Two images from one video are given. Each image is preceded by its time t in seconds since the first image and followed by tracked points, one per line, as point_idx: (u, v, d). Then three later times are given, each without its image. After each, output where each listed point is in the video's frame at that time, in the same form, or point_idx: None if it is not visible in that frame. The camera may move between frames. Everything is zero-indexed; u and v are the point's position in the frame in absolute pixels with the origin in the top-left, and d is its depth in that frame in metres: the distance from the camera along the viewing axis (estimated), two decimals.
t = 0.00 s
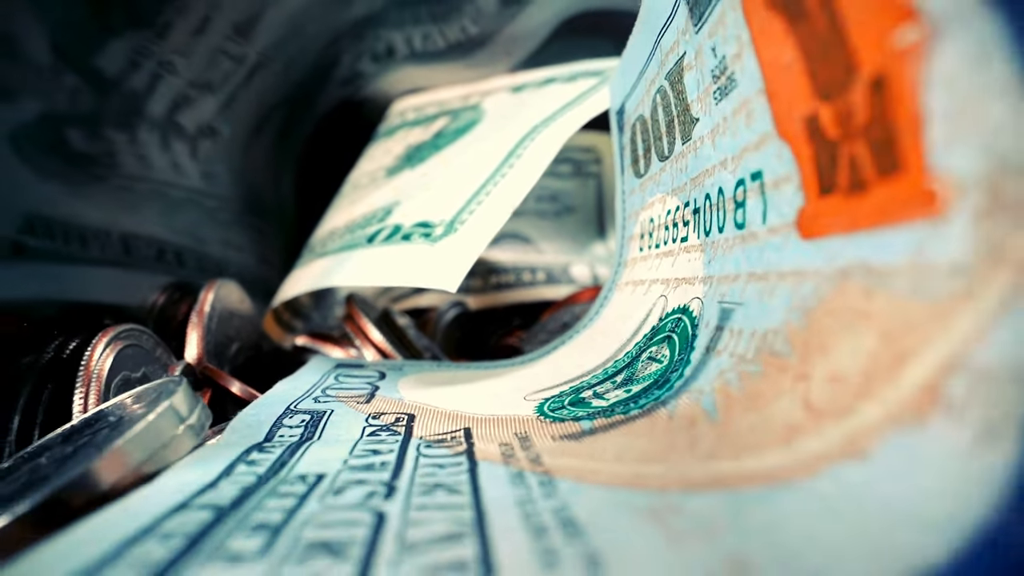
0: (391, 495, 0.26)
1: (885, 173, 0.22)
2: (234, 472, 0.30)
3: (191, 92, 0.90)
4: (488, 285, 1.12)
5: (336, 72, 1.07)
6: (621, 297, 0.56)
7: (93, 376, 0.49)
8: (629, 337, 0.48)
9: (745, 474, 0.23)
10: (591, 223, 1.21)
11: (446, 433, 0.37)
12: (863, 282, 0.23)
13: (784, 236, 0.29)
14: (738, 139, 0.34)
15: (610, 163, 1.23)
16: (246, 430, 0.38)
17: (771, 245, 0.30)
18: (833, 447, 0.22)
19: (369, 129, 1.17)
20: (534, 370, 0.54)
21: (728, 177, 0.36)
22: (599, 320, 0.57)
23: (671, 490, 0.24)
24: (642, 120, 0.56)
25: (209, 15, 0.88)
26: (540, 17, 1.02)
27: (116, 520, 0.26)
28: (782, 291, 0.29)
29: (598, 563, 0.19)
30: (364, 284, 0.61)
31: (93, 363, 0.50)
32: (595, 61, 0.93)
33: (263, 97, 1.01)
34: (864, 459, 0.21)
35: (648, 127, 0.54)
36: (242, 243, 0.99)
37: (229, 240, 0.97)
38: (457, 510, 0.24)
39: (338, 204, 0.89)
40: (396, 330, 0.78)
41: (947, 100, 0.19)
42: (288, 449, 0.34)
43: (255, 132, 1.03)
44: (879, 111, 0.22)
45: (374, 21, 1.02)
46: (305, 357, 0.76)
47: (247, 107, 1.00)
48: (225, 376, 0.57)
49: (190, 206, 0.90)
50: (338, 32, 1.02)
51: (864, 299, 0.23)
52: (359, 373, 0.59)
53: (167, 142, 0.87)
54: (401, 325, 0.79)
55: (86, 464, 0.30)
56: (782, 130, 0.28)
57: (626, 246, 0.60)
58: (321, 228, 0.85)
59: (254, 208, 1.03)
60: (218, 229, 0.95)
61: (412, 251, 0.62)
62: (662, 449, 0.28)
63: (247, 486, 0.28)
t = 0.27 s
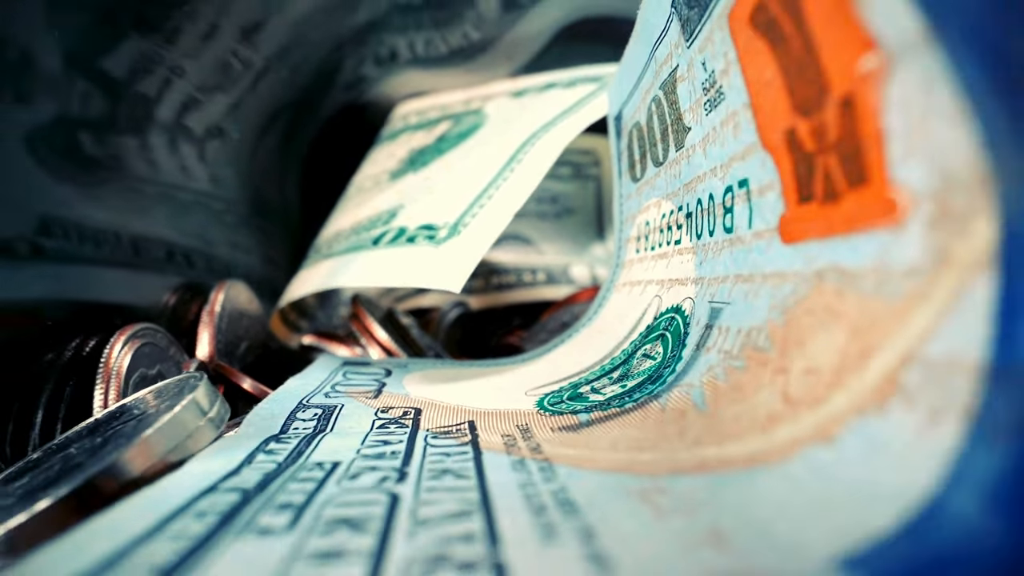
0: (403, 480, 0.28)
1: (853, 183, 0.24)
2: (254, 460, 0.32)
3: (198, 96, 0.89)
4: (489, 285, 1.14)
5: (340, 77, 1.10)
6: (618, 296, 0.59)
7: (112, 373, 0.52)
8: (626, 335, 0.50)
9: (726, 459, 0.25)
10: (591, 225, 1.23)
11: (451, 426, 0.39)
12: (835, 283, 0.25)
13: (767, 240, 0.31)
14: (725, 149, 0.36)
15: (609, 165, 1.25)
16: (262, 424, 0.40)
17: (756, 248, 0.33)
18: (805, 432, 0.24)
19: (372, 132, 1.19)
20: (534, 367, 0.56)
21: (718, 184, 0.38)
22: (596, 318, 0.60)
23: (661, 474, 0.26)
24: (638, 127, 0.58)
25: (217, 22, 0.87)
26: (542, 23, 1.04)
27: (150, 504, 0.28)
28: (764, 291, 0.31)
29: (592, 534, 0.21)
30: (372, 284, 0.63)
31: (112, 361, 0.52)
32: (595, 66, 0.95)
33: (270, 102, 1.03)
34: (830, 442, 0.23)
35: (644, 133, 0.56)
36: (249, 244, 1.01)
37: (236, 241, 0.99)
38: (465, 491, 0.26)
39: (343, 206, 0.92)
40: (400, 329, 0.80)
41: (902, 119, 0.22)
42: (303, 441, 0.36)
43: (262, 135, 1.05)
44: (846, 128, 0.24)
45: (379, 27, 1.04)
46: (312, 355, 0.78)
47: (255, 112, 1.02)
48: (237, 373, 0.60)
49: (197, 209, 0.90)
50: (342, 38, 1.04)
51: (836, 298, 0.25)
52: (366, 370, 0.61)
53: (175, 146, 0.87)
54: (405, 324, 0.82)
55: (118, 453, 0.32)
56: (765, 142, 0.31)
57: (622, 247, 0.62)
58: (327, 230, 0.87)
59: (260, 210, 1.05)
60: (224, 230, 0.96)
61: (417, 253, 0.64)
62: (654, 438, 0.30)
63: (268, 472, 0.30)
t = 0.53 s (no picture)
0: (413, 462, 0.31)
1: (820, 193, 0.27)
2: (275, 446, 0.35)
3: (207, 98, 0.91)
4: (490, 285, 1.17)
5: (344, 82, 1.12)
6: (614, 295, 0.61)
7: (134, 368, 0.54)
8: (620, 332, 0.53)
9: (705, 441, 0.28)
10: (590, 226, 1.26)
11: (456, 416, 0.42)
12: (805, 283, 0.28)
13: (748, 243, 0.34)
14: (711, 158, 0.39)
15: (607, 168, 1.28)
16: (279, 414, 0.42)
17: (738, 250, 0.35)
18: (777, 414, 0.27)
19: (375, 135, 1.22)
20: (533, 363, 0.59)
21: (705, 190, 0.41)
22: (593, 317, 0.62)
23: (647, 454, 0.28)
24: (633, 134, 0.60)
25: (226, 29, 0.89)
26: (542, 30, 1.07)
27: (184, 480, 0.31)
28: (745, 290, 0.34)
29: (585, 503, 0.24)
30: (379, 284, 0.66)
31: (134, 356, 0.55)
32: (593, 73, 0.98)
33: (277, 107, 1.06)
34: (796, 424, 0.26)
35: (638, 140, 0.59)
36: (256, 245, 1.04)
37: (243, 242, 1.01)
38: (471, 469, 0.29)
39: (349, 208, 0.94)
40: (405, 327, 0.83)
41: (857, 136, 0.24)
42: (319, 429, 0.39)
43: (268, 139, 1.07)
44: (813, 144, 0.26)
45: (382, 33, 1.07)
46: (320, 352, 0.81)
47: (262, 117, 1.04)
48: (250, 368, 0.62)
49: (205, 210, 0.92)
50: (347, 44, 1.07)
51: (805, 296, 0.28)
52: (373, 366, 0.64)
53: (184, 149, 0.88)
54: (409, 322, 0.84)
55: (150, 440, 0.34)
56: (746, 153, 0.33)
57: (618, 248, 0.65)
58: (332, 231, 0.90)
59: (267, 212, 1.08)
60: (232, 232, 0.98)
61: (422, 254, 0.67)
62: (643, 425, 0.33)
63: (290, 455, 0.33)
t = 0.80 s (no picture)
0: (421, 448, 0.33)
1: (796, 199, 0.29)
2: (290, 434, 0.38)
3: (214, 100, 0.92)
4: (491, 284, 1.19)
5: (348, 86, 1.15)
6: (611, 294, 0.64)
7: (151, 363, 0.57)
8: (616, 329, 0.55)
9: (691, 427, 0.30)
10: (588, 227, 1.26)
11: (460, 408, 0.44)
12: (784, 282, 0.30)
13: (733, 244, 0.36)
14: (700, 164, 0.41)
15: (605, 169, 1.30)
16: (293, 406, 0.45)
17: (725, 251, 0.38)
18: (755, 402, 0.29)
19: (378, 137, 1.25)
20: (533, 359, 0.61)
21: (695, 194, 0.43)
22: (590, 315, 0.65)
23: (638, 439, 0.31)
24: (629, 138, 0.63)
25: (234, 34, 0.90)
26: (542, 35, 1.09)
27: (209, 464, 0.33)
28: (730, 288, 0.36)
29: (579, 481, 0.26)
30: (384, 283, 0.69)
31: (150, 352, 0.58)
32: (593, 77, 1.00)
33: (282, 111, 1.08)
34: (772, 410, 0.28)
35: (634, 145, 0.61)
36: (262, 245, 1.06)
37: (249, 243, 1.03)
38: (476, 453, 0.31)
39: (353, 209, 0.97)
40: (408, 325, 0.85)
41: (824, 149, 0.26)
42: (331, 420, 0.41)
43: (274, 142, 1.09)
44: (789, 154, 0.29)
45: (385, 38, 1.09)
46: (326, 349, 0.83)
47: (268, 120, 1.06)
48: (260, 364, 0.65)
49: (213, 212, 0.94)
50: (351, 49, 1.09)
51: (784, 293, 0.30)
52: (378, 362, 0.66)
53: (192, 152, 0.90)
54: (412, 320, 0.87)
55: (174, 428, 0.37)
56: (732, 160, 0.36)
57: (615, 249, 0.67)
58: (337, 232, 0.92)
59: (272, 213, 1.10)
60: (239, 233, 1.01)
61: (426, 254, 0.69)
62: (635, 414, 0.35)
63: (307, 442, 0.35)
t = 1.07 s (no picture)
0: (427, 435, 0.36)
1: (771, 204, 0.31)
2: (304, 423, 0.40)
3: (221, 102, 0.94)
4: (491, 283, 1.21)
5: (351, 90, 1.17)
6: (606, 293, 0.66)
7: (167, 359, 0.60)
8: (611, 326, 0.58)
9: (677, 414, 0.33)
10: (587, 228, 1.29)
11: (462, 400, 0.47)
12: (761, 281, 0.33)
13: (718, 246, 0.39)
14: (688, 171, 0.44)
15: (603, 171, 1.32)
16: (304, 398, 0.48)
17: (710, 252, 0.40)
18: (735, 391, 0.31)
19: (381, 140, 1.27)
20: (532, 356, 0.64)
21: (684, 199, 0.46)
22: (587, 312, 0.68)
23: (628, 425, 0.33)
24: (624, 144, 0.65)
25: (240, 40, 0.93)
26: (540, 41, 1.12)
27: (232, 449, 0.36)
28: (715, 286, 0.39)
29: (572, 461, 0.29)
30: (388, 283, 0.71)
31: (166, 349, 0.60)
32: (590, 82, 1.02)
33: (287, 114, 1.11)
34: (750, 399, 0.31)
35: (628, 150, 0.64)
36: (267, 246, 1.09)
37: (256, 243, 1.06)
38: (478, 439, 0.34)
39: (357, 210, 0.99)
40: (411, 323, 0.88)
41: (795, 159, 0.29)
42: (341, 410, 0.44)
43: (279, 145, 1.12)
44: (765, 164, 0.31)
45: (387, 44, 1.12)
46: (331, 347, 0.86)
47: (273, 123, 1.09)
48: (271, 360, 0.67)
49: (222, 214, 0.97)
50: (354, 54, 1.11)
51: (762, 291, 0.32)
52: (383, 359, 0.69)
53: (199, 154, 0.92)
54: (415, 318, 0.89)
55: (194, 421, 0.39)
56: (716, 168, 0.38)
57: (611, 249, 0.70)
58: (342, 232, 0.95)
59: (278, 215, 1.13)
60: (246, 234, 1.03)
61: (429, 255, 0.72)
62: (626, 403, 0.38)
63: (321, 429, 0.38)
